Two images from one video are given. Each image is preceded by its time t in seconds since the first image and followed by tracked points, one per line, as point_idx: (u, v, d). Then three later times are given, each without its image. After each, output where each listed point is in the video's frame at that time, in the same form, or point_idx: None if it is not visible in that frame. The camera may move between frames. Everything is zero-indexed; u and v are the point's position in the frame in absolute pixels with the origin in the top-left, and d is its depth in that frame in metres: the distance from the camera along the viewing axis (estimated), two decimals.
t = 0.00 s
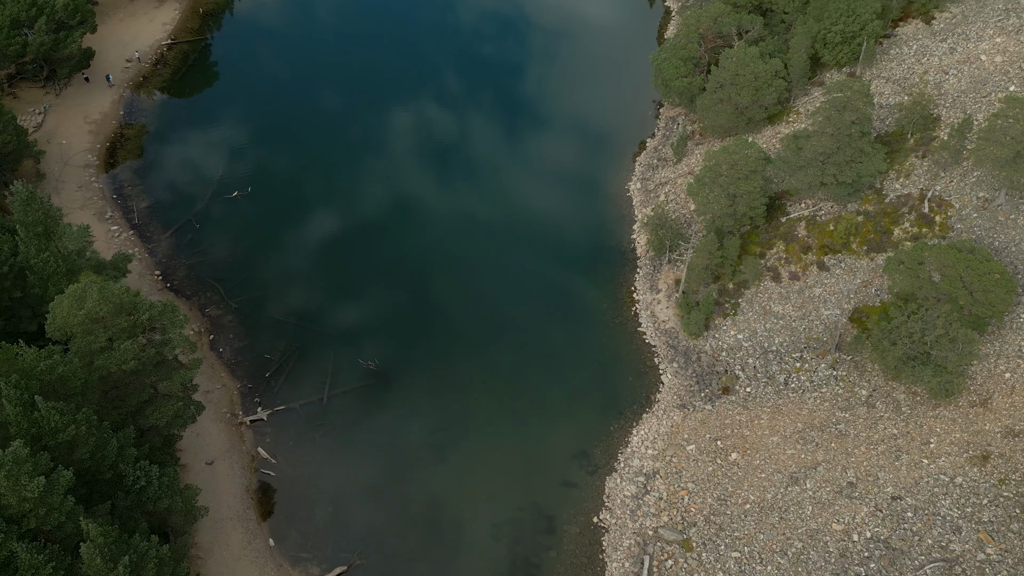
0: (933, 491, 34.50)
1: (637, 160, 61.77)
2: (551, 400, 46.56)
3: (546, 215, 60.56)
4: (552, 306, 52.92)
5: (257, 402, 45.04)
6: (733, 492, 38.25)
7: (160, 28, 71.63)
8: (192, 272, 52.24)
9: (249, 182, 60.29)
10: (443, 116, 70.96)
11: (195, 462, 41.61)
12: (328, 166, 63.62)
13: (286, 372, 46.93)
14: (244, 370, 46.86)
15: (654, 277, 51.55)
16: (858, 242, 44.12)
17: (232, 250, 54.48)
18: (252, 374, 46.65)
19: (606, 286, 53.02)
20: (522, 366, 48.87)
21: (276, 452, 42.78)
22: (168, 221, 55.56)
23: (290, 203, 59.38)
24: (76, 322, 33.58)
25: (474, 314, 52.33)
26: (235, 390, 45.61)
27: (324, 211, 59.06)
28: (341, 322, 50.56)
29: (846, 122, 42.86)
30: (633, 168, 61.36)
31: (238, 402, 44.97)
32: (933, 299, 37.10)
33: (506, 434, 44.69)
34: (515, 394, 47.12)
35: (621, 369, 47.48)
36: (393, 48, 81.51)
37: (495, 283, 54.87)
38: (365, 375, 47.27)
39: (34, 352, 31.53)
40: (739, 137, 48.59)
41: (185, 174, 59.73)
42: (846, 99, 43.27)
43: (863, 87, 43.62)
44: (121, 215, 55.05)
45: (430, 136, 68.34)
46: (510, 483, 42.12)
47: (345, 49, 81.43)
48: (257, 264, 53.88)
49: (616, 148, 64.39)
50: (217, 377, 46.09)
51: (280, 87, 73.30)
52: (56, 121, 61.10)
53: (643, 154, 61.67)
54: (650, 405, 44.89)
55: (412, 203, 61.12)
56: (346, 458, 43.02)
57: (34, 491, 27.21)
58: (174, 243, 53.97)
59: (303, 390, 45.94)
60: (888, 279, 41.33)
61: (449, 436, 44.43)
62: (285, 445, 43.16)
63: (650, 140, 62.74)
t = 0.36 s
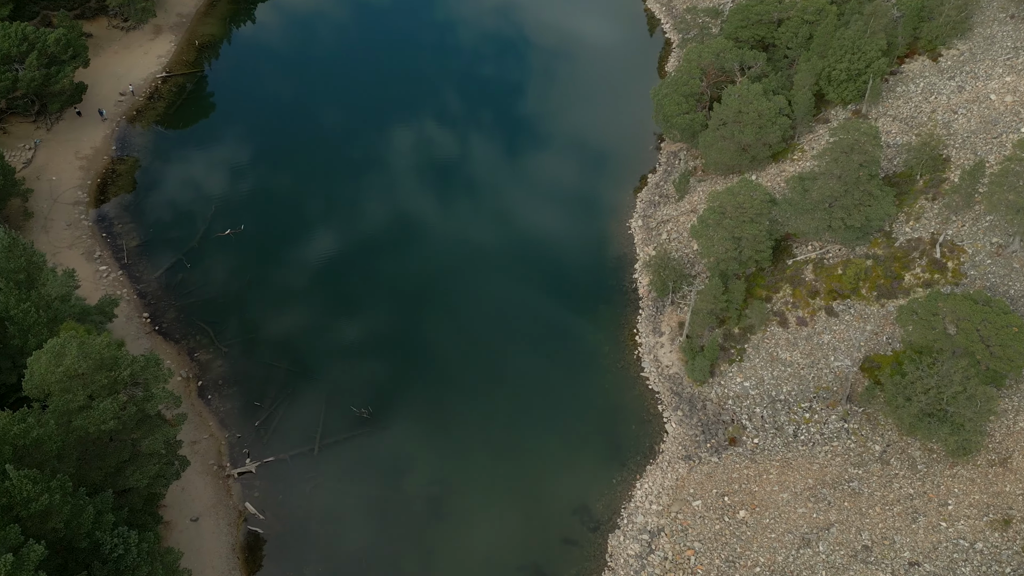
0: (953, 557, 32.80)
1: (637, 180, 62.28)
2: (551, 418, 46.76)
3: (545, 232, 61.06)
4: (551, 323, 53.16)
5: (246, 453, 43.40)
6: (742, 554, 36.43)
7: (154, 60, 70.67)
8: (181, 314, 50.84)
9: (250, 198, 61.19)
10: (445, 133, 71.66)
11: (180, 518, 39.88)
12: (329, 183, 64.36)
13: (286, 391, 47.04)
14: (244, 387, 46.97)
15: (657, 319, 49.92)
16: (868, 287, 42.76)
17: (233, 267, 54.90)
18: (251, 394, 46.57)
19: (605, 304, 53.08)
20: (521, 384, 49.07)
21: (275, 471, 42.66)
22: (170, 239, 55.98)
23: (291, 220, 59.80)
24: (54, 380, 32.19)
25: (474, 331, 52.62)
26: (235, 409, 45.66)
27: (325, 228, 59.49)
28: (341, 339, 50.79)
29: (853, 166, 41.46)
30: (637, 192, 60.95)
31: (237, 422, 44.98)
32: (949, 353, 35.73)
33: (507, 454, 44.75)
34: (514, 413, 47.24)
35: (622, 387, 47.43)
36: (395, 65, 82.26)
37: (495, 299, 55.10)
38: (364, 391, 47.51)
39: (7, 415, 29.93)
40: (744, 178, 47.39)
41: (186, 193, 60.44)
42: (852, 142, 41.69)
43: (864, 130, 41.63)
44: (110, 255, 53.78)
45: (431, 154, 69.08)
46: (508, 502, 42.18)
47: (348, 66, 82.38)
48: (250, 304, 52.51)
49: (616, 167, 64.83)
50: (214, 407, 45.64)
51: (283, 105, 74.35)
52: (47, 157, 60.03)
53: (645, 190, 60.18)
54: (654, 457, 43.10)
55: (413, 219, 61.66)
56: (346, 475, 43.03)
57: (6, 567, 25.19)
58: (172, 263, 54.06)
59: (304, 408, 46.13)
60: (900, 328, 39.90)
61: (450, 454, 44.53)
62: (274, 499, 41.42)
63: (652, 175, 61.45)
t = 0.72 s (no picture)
0: None
1: (636, 202, 62.87)
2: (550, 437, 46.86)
3: (545, 252, 61.39)
4: (550, 342, 53.31)
5: (232, 509, 41.53)
6: None
7: (149, 94, 69.71)
8: (169, 358, 49.28)
9: (250, 219, 61.92)
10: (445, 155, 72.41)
11: None
12: (330, 205, 64.95)
13: (286, 410, 47.26)
14: (243, 406, 47.08)
15: (660, 364, 48.16)
16: (879, 336, 41.26)
17: (234, 287, 55.29)
18: (250, 414, 46.62)
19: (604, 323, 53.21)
20: (521, 403, 49.19)
21: (276, 491, 42.56)
22: (172, 260, 56.59)
23: (292, 241, 60.29)
24: (27, 444, 30.38)
25: (473, 351, 52.72)
26: (234, 429, 45.73)
27: (326, 249, 59.86)
28: (342, 359, 51.03)
29: (864, 210, 40.35)
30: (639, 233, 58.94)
31: (236, 442, 44.94)
32: (968, 411, 34.39)
33: (506, 473, 44.91)
34: (514, 433, 47.31)
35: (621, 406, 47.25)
36: (396, 92, 83.46)
37: (495, 319, 55.28)
38: (364, 410, 47.91)
39: None
40: (749, 222, 46.12)
41: (187, 213, 61.48)
42: (863, 186, 40.91)
43: (870, 172, 41.54)
44: (97, 297, 52.38)
45: (431, 176, 69.83)
46: (509, 520, 42.27)
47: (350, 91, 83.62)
48: (240, 347, 50.87)
49: (614, 190, 65.56)
50: (212, 434, 45.23)
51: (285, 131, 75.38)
52: (35, 194, 58.81)
53: (646, 229, 58.57)
54: (659, 512, 41.11)
55: (413, 239, 61.97)
56: (346, 493, 43.09)
57: None
58: (172, 284, 54.40)
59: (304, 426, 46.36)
60: (915, 381, 38.34)
61: (449, 474, 44.65)
62: (261, 560, 39.42)
63: (653, 212, 60.07)
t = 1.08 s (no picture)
0: None
1: (638, 224, 62.53)
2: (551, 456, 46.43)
3: (546, 270, 60.88)
4: (552, 362, 52.65)
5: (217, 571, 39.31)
6: None
7: (142, 129, 68.62)
8: (155, 406, 47.51)
9: (249, 239, 62.17)
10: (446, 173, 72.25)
11: None
12: (330, 224, 64.84)
13: (284, 431, 47.20)
14: (242, 425, 47.13)
15: (664, 412, 46.34)
16: (893, 388, 39.63)
17: (234, 306, 55.38)
18: (249, 435, 46.59)
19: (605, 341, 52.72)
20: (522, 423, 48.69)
21: (274, 512, 42.40)
22: (172, 281, 56.94)
23: (291, 260, 60.22)
24: None
25: (473, 371, 52.18)
26: (233, 449, 45.68)
27: (326, 268, 59.59)
28: (341, 380, 50.88)
29: (876, 258, 38.83)
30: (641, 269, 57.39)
31: (235, 463, 44.88)
32: (990, 475, 32.66)
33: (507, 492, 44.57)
34: (514, 454, 46.78)
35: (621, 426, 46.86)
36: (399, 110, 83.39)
37: (496, 338, 54.69)
38: (363, 430, 47.78)
39: None
40: (755, 268, 44.70)
41: (190, 233, 61.76)
42: (873, 234, 39.49)
43: (880, 219, 39.91)
44: (83, 341, 50.78)
45: (433, 194, 69.62)
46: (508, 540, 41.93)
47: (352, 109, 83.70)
48: (229, 391, 49.26)
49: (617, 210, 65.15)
50: (209, 457, 45.00)
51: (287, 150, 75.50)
52: (23, 233, 57.48)
53: (647, 269, 56.86)
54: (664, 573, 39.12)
55: (413, 258, 61.45)
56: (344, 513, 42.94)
57: None
58: (171, 305, 54.76)
59: (304, 447, 46.39)
60: (932, 438, 36.60)
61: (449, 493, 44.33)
62: None
63: (655, 250, 58.43)
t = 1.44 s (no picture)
0: None
1: (636, 245, 63.21)
2: (550, 474, 46.42)
3: (545, 288, 61.33)
4: (551, 381, 52.70)
5: None
6: None
7: (134, 163, 67.42)
8: (139, 457, 45.67)
9: (251, 260, 62.85)
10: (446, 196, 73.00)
11: None
12: (332, 245, 65.48)
13: (283, 450, 47.41)
14: (242, 444, 47.42)
15: (669, 464, 44.35)
16: (909, 444, 37.85)
17: (235, 325, 55.97)
18: (249, 454, 46.89)
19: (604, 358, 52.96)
20: (521, 440, 48.78)
21: (275, 534, 42.69)
22: (173, 302, 57.37)
23: (292, 280, 60.76)
24: None
25: (474, 389, 52.26)
26: (232, 469, 45.94)
27: (326, 288, 60.11)
28: (340, 399, 50.96)
29: (890, 308, 37.03)
30: (642, 311, 55.65)
31: (235, 482, 45.18)
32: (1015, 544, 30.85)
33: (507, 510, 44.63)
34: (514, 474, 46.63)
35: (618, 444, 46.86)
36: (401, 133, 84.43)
37: (496, 355, 54.98)
38: (362, 450, 47.76)
39: None
40: (762, 316, 43.14)
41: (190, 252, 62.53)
42: (887, 283, 37.63)
43: (897, 266, 38.23)
44: (65, 387, 49.04)
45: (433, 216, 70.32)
46: (507, 557, 41.89)
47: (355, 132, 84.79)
48: (215, 437, 47.59)
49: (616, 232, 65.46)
50: (207, 480, 45.05)
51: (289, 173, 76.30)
52: (8, 273, 55.99)
53: (651, 310, 55.07)
54: None
55: (413, 278, 62.07)
56: (343, 529, 43.22)
57: None
58: (172, 325, 55.22)
59: (303, 466, 46.57)
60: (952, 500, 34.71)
61: (448, 511, 44.36)
62: None
63: (658, 291, 56.71)
